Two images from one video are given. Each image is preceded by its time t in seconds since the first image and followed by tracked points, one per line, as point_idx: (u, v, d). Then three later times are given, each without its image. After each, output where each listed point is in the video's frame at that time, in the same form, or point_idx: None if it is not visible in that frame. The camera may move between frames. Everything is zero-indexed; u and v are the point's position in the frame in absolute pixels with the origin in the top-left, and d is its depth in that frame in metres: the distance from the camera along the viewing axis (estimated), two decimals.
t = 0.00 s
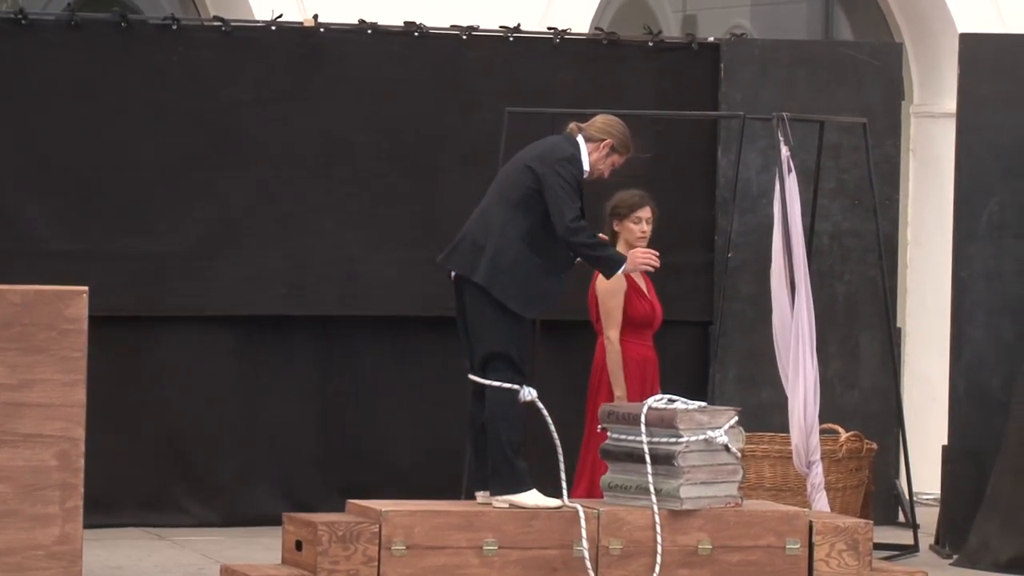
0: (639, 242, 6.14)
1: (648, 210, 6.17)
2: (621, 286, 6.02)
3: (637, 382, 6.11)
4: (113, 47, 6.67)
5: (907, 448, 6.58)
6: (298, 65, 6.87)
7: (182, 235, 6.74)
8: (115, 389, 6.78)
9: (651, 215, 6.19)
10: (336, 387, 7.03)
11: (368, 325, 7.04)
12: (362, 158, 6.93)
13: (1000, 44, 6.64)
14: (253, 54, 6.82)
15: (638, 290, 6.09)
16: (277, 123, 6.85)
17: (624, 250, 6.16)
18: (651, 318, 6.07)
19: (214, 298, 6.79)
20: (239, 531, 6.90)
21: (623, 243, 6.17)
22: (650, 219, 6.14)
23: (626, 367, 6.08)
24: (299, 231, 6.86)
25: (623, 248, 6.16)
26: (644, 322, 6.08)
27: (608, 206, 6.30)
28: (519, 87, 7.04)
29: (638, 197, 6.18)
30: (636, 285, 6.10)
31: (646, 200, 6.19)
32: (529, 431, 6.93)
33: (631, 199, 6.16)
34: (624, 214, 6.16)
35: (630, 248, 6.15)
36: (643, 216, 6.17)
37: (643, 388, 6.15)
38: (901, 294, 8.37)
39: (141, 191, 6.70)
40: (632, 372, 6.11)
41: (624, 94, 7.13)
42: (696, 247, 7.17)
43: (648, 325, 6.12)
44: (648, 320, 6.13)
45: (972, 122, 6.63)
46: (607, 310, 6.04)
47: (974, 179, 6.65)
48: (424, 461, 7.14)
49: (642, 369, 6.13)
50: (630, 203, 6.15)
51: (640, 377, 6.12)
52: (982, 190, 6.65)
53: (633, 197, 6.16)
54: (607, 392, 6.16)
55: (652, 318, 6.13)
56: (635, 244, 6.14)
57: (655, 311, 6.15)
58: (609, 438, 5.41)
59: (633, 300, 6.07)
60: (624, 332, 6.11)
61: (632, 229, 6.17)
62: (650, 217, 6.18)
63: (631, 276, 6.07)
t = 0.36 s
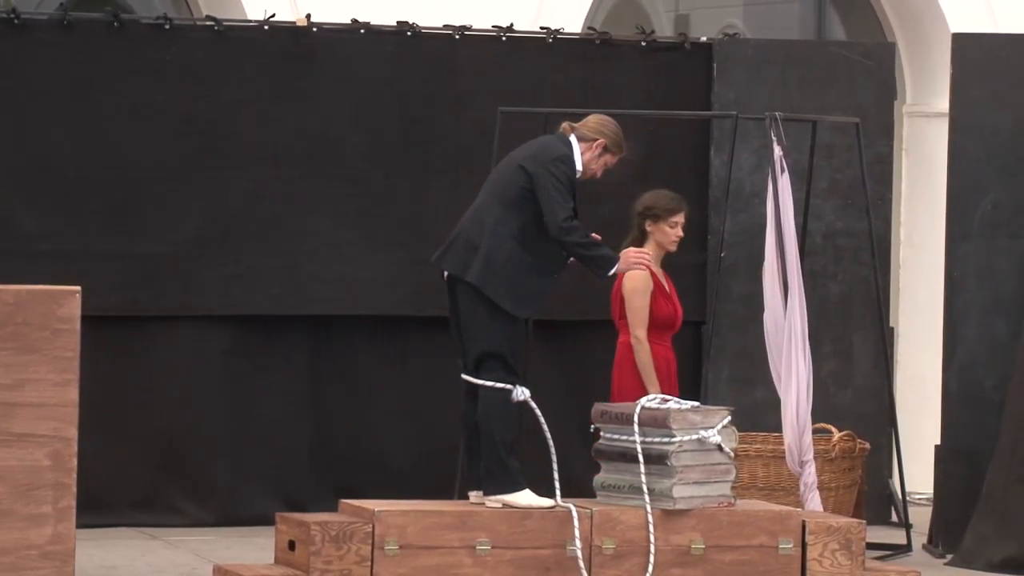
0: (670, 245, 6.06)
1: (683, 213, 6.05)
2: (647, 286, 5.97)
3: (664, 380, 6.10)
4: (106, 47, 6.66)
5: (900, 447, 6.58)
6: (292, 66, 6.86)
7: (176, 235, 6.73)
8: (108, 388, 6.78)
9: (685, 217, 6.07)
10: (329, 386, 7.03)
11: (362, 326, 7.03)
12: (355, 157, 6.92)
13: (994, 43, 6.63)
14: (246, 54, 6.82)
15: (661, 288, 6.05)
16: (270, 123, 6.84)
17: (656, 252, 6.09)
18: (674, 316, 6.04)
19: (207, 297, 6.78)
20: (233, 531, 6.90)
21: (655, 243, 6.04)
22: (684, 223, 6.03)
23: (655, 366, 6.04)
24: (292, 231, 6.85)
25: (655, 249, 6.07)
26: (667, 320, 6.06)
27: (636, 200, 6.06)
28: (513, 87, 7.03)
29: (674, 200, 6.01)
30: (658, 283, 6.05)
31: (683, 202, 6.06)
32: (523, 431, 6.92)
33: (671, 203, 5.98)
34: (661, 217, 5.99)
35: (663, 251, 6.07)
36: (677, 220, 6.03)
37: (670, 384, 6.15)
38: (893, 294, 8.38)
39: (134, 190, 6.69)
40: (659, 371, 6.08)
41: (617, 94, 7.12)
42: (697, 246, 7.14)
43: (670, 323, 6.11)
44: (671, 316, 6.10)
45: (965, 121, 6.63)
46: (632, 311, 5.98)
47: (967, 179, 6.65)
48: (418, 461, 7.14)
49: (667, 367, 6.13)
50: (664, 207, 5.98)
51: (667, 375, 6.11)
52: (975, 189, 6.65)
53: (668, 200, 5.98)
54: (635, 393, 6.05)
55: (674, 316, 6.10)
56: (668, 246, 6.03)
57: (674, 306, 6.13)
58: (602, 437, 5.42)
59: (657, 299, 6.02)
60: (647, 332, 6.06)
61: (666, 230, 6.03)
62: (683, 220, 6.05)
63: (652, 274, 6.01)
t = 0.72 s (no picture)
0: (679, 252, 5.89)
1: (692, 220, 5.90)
2: (657, 292, 5.78)
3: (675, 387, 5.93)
4: (85, 46, 6.63)
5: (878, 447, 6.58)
6: (270, 66, 6.84)
7: (154, 235, 6.71)
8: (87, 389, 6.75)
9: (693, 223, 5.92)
10: (309, 386, 7.01)
11: (341, 326, 7.01)
12: (335, 157, 6.91)
13: (972, 43, 6.64)
14: (225, 54, 6.80)
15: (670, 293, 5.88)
16: (249, 123, 6.82)
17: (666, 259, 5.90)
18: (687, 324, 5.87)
19: (186, 297, 6.77)
20: (211, 531, 6.88)
21: (664, 250, 5.86)
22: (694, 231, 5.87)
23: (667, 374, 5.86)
24: (271, 231, 6.83)
25: (664, 257, 5.88)
26: (678, 327, 5.88)
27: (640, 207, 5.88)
28: (492, 87, 7.02)
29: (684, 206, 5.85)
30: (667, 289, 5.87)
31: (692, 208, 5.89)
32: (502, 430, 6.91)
33: (682, 209, 5.80)
34: (671, 224, 5.81)
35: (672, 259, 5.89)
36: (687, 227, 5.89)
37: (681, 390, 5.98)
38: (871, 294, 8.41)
39: (113, 190, 6.67)
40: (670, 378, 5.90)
41: (595, 93, 7.12)
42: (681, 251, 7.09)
43: (680, 329, 5.91)
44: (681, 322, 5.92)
45: (944, 122, 6.63)
46: (643, 318, 5.79)
47: (945, 180, 6.65)
48: (397, 461, 7.13)
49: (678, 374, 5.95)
50: (674, 214, 5.78)
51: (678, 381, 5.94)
52: (954, 189, 6.66)
53: (679, 207, 5.80)
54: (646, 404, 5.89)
55: (685, 322, 5.91)
56: (677, 253, 5.85)
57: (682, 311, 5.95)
58: (581, 438, 5.43)
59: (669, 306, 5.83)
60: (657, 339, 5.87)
61: (675, 237, 5.86)
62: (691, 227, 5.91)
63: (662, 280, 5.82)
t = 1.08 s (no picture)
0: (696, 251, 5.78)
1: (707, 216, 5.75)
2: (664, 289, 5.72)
3: (693, 387, 5.79)
4: (57, 45, 6.59)
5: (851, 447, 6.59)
6: (243, 67, 6.82)
7: (127, 235, 6.69)
8: (61, 389, 6.73)
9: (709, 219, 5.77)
10: (282, 387, 7.00)
11: (315, 326, 7.00)
12: (308, 158, 6.89)
13: (945, 43, 6.64)
14: (199, 54, 6.77)
15: (686, 290, 5.77)
16: (222, 123, 6.80)
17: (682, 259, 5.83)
18: (702, 320, 5.74)
19: (160, 298, 6.75)
20: (185, 531, 6.87)
21: (678, 249, 5.78)
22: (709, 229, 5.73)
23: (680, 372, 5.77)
24: (244, 231, 6.82)
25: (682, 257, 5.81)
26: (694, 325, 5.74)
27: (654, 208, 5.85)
28: (465, 87, 7.01)
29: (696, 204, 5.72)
30: (685, 287, 5.79)
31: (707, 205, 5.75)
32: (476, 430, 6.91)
33: (688, 207, 5.69)
34: (680, 222, 5.71)
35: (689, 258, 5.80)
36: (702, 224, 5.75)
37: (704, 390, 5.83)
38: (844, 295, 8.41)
39: (85, 190, 6.65)
40: (687, 378, 5.78)
41: (568, 93, 7.11)
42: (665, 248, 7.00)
43: (700, 326, 5.79)
44: (702, 320, 5.80)
45: (917, 122, 6.63)
46: (654, 317, 5.74)
47: (919, 180, 6.65)
48: (371, 460, 7.12)
49: (699, 374, 5.81)
50: (681, 212, 5.69)
51: (697, 381, 5.80)
52: (926, 188, 6.66)
53: (688, 206, 5.68)
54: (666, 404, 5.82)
55: (702, 320, 5.79)
56: (691, 252, 5.75)
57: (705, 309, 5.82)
58: (555, 437, 5.47)
59: (678, 302, 5.73)
60: (675, 339, 5.79)
61: (690, 236, 5.74)
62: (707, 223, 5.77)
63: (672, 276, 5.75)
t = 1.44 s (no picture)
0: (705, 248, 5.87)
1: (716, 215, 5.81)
2: (658, 282, 5.90)
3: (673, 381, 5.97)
4: (30, 45, 6.57)
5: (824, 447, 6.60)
6: (216, 67, 6.80)
7: (101, 235, 6.67)
8: (34, 389, 6.71)
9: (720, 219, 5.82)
10: (256, 388, 6.97)
11: (289, 327, 6.97)
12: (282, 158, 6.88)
13: (918, 43, 6.64)
14: (172, 54, 6.75)
15: (683, 288, 5.91)
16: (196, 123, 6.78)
17: (694, 256, 5.96)
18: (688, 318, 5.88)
19: (134, 298, 6.73)
20: (160, 531, 6.86)
21: (686, 245, 5.92)
22: (716, 228, 5.80)
23: (661, 364, 5.96)
24: (217, 231, 6.81)
25: (694, 253, 5.95)
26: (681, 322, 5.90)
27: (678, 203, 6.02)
28: (439, 87, 7.01)
29: (705, 203, 5.79)
30: (685, 284, 5.93)
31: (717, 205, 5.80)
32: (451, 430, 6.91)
33: (693, 205, 5.77)
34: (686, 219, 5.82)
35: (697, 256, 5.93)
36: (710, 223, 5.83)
37: (684, 386, 5.99)
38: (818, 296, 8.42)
39: (59, 190, 6.63)
40: (667, 371, 5.96)
41: (542, 93, 7.10)
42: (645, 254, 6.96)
43: (691, 324, 5.92)
44: (696, 319, 5.93)
45: (891, 122, 6.63)
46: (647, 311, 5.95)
47: (893, 179, 6.66)
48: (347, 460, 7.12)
49: (685, 369, 5.98)
50: (686, 209, 5.79)
51: (679, 377, 5.98)
52: (901, 188, 6.66)
53: (692, 205, 5.77)
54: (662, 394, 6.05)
55: (695, 319, 5.92)
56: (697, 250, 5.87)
57: (703, 309, 5.93)
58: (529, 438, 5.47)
59: (670, 297, 5.90)
60: (670, 334, 5.96)
61: (697, 233, 5.84)
62: (717, 222, 5.82)
63: (671, 271, 5.91)
